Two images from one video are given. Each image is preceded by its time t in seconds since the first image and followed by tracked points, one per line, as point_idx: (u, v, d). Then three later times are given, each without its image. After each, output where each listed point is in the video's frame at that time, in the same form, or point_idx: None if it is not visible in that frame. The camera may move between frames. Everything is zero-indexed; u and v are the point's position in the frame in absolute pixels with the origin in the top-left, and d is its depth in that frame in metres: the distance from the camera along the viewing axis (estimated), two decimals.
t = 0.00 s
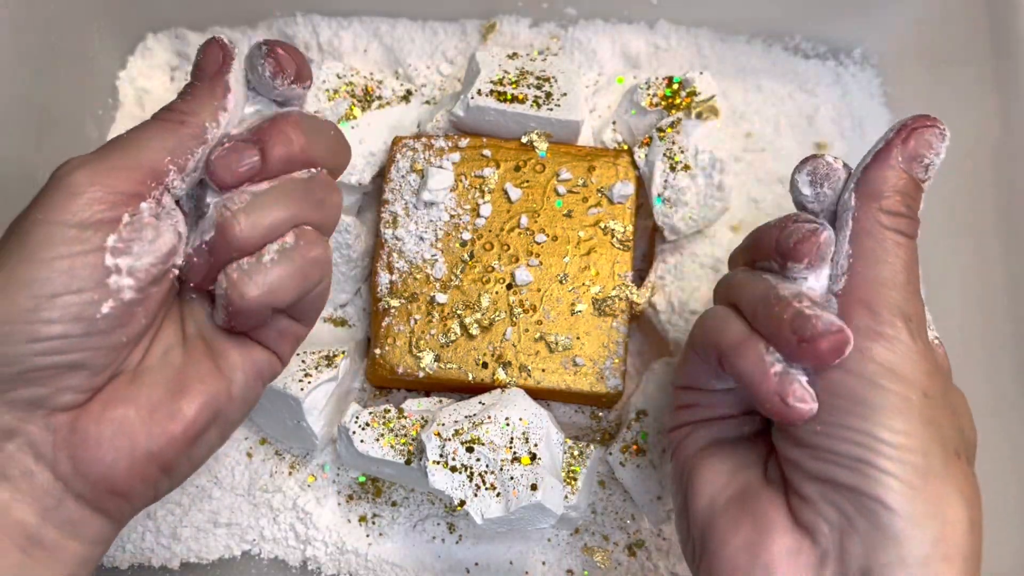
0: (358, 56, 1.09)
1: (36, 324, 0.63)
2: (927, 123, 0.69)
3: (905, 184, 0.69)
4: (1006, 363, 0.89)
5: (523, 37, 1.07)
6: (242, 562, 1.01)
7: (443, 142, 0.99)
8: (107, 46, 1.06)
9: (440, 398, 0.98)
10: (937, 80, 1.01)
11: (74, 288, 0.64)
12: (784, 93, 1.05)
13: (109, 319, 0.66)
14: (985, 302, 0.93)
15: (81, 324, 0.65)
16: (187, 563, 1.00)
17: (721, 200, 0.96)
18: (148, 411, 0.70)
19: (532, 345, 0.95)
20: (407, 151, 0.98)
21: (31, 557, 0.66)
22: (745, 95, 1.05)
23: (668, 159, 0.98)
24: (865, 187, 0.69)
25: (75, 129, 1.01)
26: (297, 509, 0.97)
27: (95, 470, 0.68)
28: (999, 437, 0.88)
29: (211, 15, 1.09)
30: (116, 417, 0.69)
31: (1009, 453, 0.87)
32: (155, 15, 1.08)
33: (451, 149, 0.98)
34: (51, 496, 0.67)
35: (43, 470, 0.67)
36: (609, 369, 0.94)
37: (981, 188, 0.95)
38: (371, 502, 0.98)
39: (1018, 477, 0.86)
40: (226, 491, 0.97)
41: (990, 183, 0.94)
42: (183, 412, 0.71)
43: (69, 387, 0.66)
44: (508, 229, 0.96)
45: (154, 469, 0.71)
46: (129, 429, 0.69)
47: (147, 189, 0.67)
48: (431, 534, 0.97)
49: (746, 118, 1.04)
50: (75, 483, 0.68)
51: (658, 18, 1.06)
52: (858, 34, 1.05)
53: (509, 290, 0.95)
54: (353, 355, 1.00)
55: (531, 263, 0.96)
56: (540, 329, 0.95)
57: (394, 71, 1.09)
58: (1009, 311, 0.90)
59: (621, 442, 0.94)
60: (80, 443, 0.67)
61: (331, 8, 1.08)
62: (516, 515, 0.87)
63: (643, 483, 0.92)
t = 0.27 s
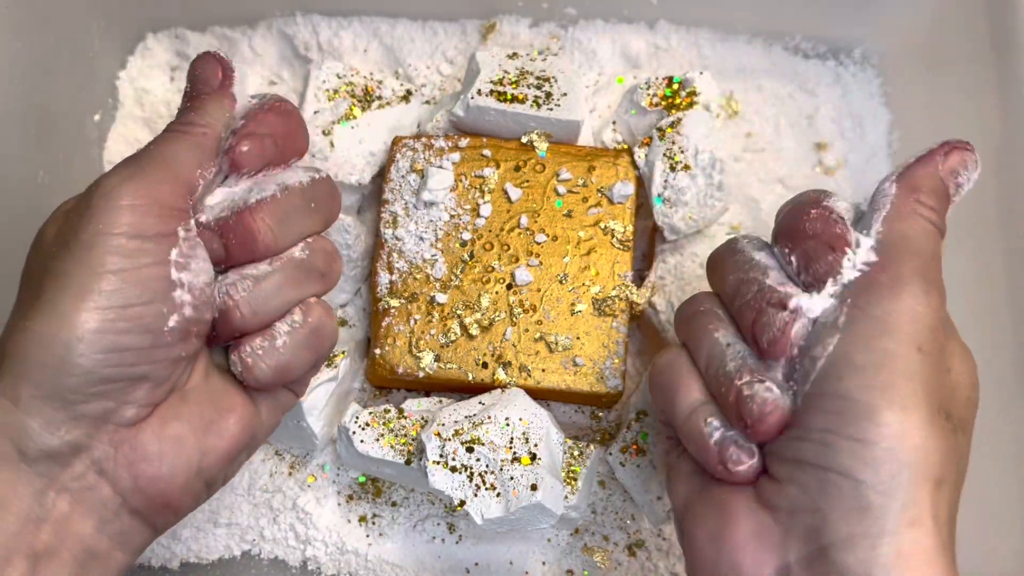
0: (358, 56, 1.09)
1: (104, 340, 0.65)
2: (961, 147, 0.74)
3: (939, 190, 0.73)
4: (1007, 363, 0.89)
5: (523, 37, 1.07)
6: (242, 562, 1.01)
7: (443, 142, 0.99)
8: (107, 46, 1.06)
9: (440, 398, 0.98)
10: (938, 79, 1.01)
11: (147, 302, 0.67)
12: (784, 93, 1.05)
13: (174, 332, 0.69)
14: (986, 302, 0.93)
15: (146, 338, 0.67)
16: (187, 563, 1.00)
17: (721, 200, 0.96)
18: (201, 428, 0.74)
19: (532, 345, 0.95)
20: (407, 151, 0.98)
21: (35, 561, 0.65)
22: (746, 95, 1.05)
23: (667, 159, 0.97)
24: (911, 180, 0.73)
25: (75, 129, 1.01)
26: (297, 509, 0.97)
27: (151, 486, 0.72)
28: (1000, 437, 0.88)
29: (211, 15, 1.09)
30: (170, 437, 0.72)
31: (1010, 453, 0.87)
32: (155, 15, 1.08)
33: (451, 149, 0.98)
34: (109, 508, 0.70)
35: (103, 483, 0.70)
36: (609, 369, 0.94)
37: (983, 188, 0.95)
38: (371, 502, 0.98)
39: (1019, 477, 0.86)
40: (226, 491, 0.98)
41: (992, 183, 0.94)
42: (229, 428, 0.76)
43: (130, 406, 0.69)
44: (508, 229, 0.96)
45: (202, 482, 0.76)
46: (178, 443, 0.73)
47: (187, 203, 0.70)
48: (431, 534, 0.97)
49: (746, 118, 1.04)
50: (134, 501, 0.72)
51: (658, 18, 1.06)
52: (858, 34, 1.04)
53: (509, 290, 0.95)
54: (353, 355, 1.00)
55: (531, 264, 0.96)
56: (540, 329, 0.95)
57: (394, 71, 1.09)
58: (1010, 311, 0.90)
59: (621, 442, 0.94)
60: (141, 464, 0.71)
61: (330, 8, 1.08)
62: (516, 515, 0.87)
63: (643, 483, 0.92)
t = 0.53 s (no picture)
0: (358, 56, 1.09)
1: (57, 341, 0.65)
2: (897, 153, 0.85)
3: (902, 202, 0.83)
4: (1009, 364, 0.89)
5: (523, 37, 1.07)
6: (242, 562, 1.01)
7: (443, 142, 0.99)
8: (106, 46, 1.06)
9: (441, 398, 0.98)
10: (937, 80, 1.01)
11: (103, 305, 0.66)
12: (784, 93, 1.05)
13: (126, 341, 0.69)
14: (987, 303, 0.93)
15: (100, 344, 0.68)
16: (187, 563, 1.00)
17: (720, 200, 0.97)
18: (146, 426, 0.75)
19: (532, 345, 0.95)
20: (407, 151, 0.98)
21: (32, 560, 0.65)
22: (746, 95, 1.05)
23: (667, 159, 0.98)
24: (870, 197, 0.83)
25: (75, 129, 1.01)
26: (297, 509, 0.97)
27: (86, 491, 0.73)
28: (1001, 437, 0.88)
29: (211, 15, 1.09)
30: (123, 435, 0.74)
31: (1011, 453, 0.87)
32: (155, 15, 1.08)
33: (451, 149, 0.98)
34: (55, 509, 0.72)
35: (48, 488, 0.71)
36: (609, 369, 0.94)
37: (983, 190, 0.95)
38: (371, 502, 0.98)
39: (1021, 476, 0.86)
40: (226, 491, 0.97)
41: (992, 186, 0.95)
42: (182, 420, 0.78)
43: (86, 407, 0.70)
44: (508, 229, 0.96)
45: (146, 480, 0.77)
46: (141, 436, 0.75)
47: (160, 203, 0.69)
48: (431, 534, 0.97)
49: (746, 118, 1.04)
50: (74, 500, 0.73)
51: (659, 18, 1.06)
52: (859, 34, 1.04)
53: (510, 290, 0.95)
54: (353, 355, 1.00)
55: (531, 263, 0.96)
56: (540, 329, 0.95)
57: (394, 70, 1.09)
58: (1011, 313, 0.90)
59: (621, 442, 0.94)
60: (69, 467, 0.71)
61: (330, 8, 1.08)
62: (515, 515, 0.87)
63: (643, 482, 0.93)
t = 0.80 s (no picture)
0: (358, 56, 1.09)
1: (94, 318, 0.66)
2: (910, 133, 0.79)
3: (906, 190, 0.78)
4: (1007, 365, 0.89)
5: (523, 37, 1.07)
6: (242, 562, 1.01)
7: (443, 142, 0.99)
8: (107, 46, 1.06)
9: (440, 398, 0.98)
10: (936, 81, 1.01)
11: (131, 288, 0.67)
12: (784, 93, 1.05)
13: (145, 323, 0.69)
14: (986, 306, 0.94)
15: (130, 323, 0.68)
16: (187, 563, 1.00)
17: (720, 200, 0.97)
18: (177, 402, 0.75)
19: (532, 345, 0.95)
20: (407, 151, 0.98)
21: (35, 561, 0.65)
22: (745, 95, 1.05)
23: (667, 159, 0.98)
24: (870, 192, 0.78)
25: (75, 129, 1.01)
26: (297, 509, 0.98)
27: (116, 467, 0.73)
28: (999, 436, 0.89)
29: (211, 15, 1.09)
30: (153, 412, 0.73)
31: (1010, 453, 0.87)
32: (156, 15, 1.08)
33: (451, 149, 0.98)
34: (95, 484, 0.72)
35: (88, 461, 0.71)
36: (609, 369, 0.94)
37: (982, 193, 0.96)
38: (371, 502, 0.98)
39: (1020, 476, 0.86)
40: (227, 491, 0.98)
41: (990, 188, 0.96)
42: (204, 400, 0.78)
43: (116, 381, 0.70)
44: (508, 229, 0.97)
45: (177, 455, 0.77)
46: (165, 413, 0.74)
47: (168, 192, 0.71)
48: (431, 534, 0.97)
49: (746, 118, 1.04)
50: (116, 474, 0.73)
51: (659, 18, 1.06)
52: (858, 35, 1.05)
53: (510, 290, 0.95)
54: (353, 354, 1.00)
55: (530, 263, 0.96)
56: (540, 329, 0.95)
57: (394, 71, 1.09)
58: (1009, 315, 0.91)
59: (621, 441, 0.94)
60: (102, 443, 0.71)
61: (330, 8, 1.08)
62: (515, 515, 0.87)
63: (643, 482, 0.92)
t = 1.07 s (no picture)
0: (358, 56, 1.09)
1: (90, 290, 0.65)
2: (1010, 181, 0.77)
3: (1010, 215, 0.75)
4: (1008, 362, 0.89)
5: (523, 37, 1.07)
6: (242, 562, 1.01)
7: (443, 142, 0.99)
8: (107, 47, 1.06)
9: (440, 398, 0.98)
10: (936, 80, 1.01)
11: (106, 256, 0.65)
12: (784, 93, 1.05)
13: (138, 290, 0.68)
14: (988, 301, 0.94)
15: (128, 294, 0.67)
16: (187, 563, 1.00)
17: (720, 201, 0.97)
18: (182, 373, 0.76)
19: (532, 345, 0.95)
20: (407, 151, 0.98)
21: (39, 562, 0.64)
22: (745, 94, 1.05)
23: (667, 159, 0.98)
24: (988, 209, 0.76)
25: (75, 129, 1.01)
26: (297, 509, 0.98)
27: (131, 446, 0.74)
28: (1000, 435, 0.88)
29: (211, 15, 1.09)
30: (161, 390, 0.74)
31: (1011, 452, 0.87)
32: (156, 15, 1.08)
33: (451, 149, 0.98)
34: (118, 459, 0.73)
35: (113, 435, 0.72)
36: (609, 369, 0.94)
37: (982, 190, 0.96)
38: (371, 502, 0.98)
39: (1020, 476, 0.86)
40: (226, 491, 0.98)
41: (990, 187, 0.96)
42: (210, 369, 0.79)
43: (133, 359, 0.70)
44: (508, 229, 0.97)
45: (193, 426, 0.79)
46: (179, 385, 0.76)
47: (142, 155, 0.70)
48: (431, 534, 0.97)
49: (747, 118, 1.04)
50: (141, 449, 0.75)
51: (658, 18, 1.06)
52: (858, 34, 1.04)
53: (510, 290, 0.95)
54: (353, 354, 1.00)
55: (530, 263, 0.96)
56: (540, 329, 0.95)
57: (394, 71, 1.09)
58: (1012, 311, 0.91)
59: (621, 441, 0.94)
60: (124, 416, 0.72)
61: (331, 8, 1.09)
62: (515, 515, 0.87)
63: (644, 482, 0.92)
